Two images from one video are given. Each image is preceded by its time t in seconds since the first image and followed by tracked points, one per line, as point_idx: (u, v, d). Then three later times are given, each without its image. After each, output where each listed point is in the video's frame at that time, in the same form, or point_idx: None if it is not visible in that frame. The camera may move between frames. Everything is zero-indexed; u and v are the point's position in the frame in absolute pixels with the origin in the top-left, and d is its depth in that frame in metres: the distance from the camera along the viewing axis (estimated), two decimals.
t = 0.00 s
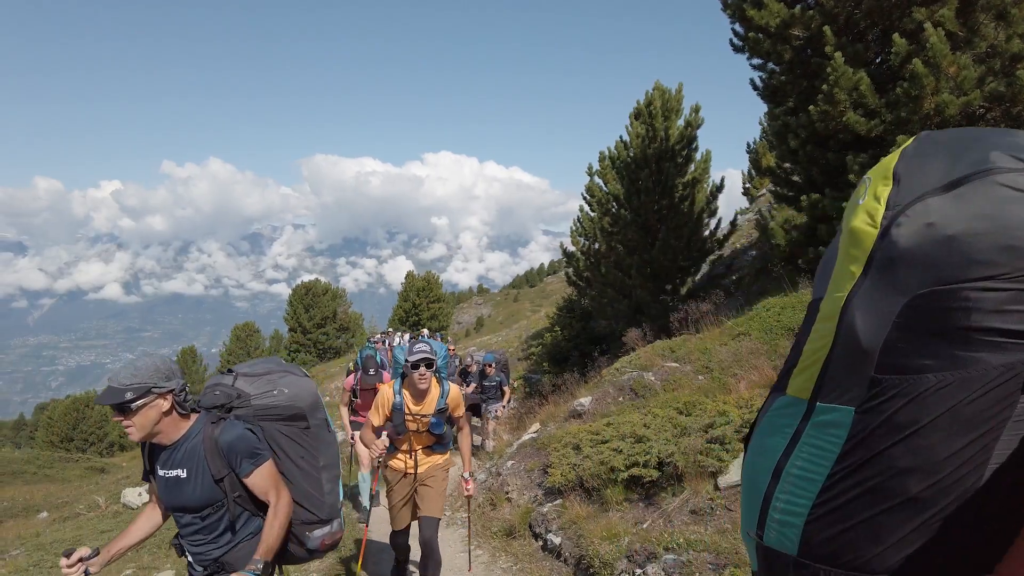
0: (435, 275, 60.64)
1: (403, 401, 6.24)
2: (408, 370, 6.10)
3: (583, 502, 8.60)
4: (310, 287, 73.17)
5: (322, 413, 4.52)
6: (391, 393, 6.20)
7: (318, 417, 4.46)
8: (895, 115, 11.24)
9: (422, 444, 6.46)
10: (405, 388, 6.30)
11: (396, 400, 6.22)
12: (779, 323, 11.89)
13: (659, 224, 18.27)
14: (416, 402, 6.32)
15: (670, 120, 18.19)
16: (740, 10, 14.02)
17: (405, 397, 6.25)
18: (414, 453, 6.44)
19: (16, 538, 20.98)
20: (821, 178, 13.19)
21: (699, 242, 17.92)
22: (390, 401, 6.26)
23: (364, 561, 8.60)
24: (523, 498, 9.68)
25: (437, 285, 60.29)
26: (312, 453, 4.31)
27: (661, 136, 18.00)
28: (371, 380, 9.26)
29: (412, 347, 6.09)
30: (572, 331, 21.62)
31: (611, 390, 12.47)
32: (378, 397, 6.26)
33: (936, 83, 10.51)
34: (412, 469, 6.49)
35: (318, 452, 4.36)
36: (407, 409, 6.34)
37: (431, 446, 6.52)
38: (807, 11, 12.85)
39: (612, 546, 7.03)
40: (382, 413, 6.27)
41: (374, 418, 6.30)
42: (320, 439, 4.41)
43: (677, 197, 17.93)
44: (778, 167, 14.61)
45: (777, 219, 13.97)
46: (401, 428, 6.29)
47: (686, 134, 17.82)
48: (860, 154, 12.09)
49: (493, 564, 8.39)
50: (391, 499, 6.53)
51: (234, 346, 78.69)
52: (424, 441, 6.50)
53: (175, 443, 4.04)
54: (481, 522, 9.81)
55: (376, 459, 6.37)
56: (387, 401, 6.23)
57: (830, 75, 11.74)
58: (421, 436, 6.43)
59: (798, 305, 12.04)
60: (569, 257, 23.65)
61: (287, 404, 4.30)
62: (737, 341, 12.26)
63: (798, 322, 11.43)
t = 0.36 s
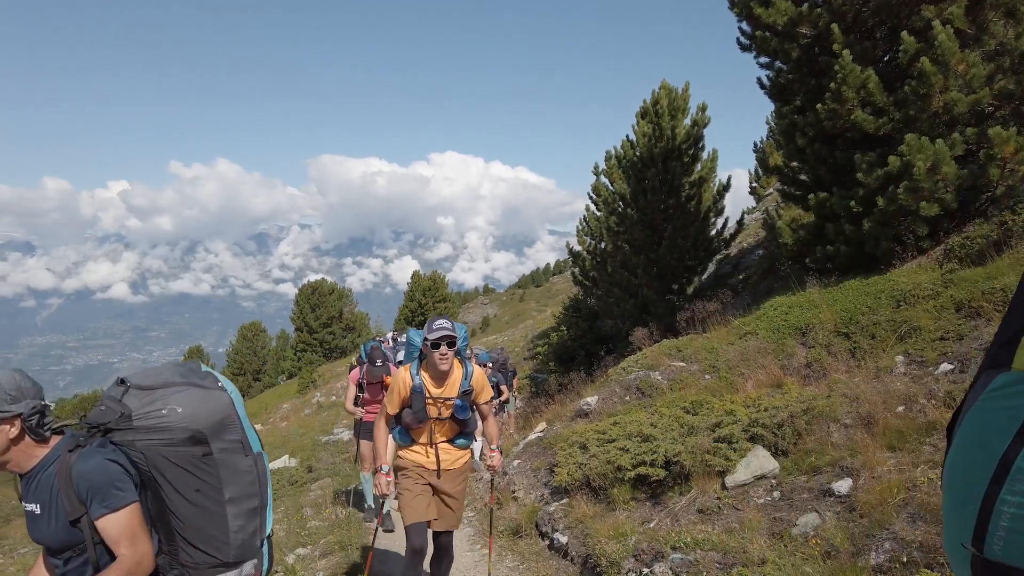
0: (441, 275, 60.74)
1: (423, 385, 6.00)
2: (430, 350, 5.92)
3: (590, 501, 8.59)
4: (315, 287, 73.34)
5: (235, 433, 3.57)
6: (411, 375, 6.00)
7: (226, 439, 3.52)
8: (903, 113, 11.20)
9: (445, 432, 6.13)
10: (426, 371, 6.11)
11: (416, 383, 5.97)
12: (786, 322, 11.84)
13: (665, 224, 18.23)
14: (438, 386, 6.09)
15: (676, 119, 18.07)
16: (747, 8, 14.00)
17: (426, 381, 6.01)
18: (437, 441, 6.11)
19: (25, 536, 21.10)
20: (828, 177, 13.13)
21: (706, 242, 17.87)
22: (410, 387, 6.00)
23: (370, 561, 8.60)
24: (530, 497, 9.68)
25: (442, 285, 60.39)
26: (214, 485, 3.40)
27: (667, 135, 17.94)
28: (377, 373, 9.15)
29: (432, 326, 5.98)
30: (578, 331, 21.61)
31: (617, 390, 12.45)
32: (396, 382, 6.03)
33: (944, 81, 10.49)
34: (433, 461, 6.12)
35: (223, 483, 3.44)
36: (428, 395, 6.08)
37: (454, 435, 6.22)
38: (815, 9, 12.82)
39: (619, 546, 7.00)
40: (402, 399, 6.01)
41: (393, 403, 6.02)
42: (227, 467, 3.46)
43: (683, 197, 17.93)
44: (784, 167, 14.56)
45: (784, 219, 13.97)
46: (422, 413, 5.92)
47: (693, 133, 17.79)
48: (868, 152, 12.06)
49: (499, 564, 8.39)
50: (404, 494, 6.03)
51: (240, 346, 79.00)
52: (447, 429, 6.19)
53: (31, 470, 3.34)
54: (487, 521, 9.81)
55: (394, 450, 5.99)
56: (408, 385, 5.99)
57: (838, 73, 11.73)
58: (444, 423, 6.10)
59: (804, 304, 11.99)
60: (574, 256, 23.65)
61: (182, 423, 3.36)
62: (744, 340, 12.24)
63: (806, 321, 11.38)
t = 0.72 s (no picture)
0: (447, 275, 60.75)
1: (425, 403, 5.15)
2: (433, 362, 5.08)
3: (597, 502, 8.58)
4: (321, 287, 73.47)
5: (58, 451, 3.21)
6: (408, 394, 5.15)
7: (44, 457, 3.17)
8: (912, 112, 11.15)
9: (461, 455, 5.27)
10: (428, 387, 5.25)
11: (422, 402, 5.13)
12: (794, 322, 11.79)
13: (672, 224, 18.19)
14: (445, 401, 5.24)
15: (682, 119, 18.08)
16: (754, 7, 13.96)
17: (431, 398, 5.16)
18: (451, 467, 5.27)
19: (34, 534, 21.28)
20: (836, 177, 13.14)
21: (712, 242, 17.91)
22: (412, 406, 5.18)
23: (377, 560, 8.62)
24: (536, 497, 9.67)
25: (449, 285, 60.37)
26: (24, 508, 3.12)
27: (674, 135, 17.98)
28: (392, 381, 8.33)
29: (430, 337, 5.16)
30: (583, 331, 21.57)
31: (623, 390, 12.42)
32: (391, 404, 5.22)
33: (953, 80, 10.43)
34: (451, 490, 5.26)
35: (37, 506, 3.13)
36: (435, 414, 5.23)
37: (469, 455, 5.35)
38: (823, 8, 12.78)
39: (626, 546, 6.97)
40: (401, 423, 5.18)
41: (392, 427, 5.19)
42: (43, 489, 3.14)
43: (690, 196, 17.93)
44: (792, 166, 14.53)
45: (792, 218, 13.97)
46: (433, 436, 5.04)
47: (699, 133, 17.89)
48: (876, 152, 12.03)
49: (505, 564, 8.39)
50: (420, 531, 5.28)
51: (246, 346, 79.35)
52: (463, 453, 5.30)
53: None
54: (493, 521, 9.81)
55: (402, 480, 5.17)
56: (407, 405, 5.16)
57: (846, 72, 11.70)
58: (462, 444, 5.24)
59: (811, 304, 11.95)
60: (580, 256, 23.65)
61: None
62: (751, 340, 12.22)
63: (814, 321, 11.34)
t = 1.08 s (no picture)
0: (452, 275, 60.74)
1: (470, 425, 4.79)
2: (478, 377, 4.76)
3: (603, 502, 8.55)
4: (327, 287, 73.63)
5: None
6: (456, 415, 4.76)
7: None
8: (919, 111, 11.09)
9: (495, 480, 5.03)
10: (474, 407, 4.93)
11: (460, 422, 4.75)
12: (801, 323, 11.74)
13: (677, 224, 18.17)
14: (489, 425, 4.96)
15: (689, 119, 18.08)
16: (761, 6, 13.95)
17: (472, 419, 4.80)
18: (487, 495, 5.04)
19: (42, 534, 21.37)
20: (843, 177, 13.09)
21: (719, 242, 17.79)
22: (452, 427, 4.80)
23: (382, 560, 8.61)
24: (542, 497, 9.67)
25: (454, 285, 60.35)
26: None
27: (680, 135, 17.94)
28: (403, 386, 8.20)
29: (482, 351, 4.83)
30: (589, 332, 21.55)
31: (629, 390, 12.41)
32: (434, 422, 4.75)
33: (960, 78, 10.38)
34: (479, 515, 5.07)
35: None
36: (475, 437, 4.91)
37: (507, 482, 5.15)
38: (829, 6, 12.74)
39: (632, 547, 6.96)
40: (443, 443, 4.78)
41: (432, 449, 4.74)
42: None
43: (695, 196, 17.90)
44: (798, 165, 14.48)
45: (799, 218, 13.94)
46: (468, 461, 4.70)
47: (706, 132, 17.81)
48: (883, 151, 11.98)
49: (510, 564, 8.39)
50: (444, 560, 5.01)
51: (252, 346, 79.56)
52: (498, 481, 5.10)
53: None
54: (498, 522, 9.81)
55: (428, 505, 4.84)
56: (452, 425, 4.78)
57: (852, 71, 11.66)
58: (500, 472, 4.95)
59: (818, 305, 11.91)
60: (586, 256, 23.65)
61: None
62: (757, 340, 12.19)
63: (821, 321, 11.29)
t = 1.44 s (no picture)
0: (454, 276, 60.79)
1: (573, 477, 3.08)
2: (586, 412, 3.11)
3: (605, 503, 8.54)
4: (331, 288, 73.76)
5: None
6: (557, 457, 3.07)
7: None
8: (922, 111, 11.09)
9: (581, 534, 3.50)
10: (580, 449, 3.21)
11: (561, 477, 3.00)
12: (804, 323, 11.74)
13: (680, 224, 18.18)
14: (594, 472, 3.26)
15: (691, 119, 18.10)
16: (764, 7, 13.97)
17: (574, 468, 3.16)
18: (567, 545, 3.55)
19: (45, 533, 21.44)
20: (846, 177, 13.07)
21: (722, 242, 17.76)
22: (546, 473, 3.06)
23: (384, 560, 8.62)
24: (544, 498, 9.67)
25: (456, 286, 60.38)
26: None
27: (683, 135, 17.92)
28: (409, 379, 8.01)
29: (601, 372, 3.17)
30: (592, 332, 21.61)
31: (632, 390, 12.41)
32: (521, 458, 3.03)
33: (964, 79, 10.39)
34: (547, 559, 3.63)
35: None
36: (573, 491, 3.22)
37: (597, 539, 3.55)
38: (832, 6, 12.75)
39: (634, 547, 6.96)
40: (532, 495, 3.06)
41: (516, 500, 3.03)
42: None
43: (698, 197, 17.90)
44: (802, 166, 14.47)
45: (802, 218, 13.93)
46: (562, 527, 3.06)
47: (708, 132, 17.80)
48: (886, 151, 11.97)
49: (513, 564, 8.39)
50: None
51: (254, 347, 79.66)
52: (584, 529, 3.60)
53: None
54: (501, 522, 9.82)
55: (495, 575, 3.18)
56: (547, 473, 3.05)
57: (856, 71, 11.67)
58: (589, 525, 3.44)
59: (821, 305, 11.91)
60: (589, 257, 23.66)
61: None
62: (760, 341, 12.18)
63: (824, 321, 11.28)
